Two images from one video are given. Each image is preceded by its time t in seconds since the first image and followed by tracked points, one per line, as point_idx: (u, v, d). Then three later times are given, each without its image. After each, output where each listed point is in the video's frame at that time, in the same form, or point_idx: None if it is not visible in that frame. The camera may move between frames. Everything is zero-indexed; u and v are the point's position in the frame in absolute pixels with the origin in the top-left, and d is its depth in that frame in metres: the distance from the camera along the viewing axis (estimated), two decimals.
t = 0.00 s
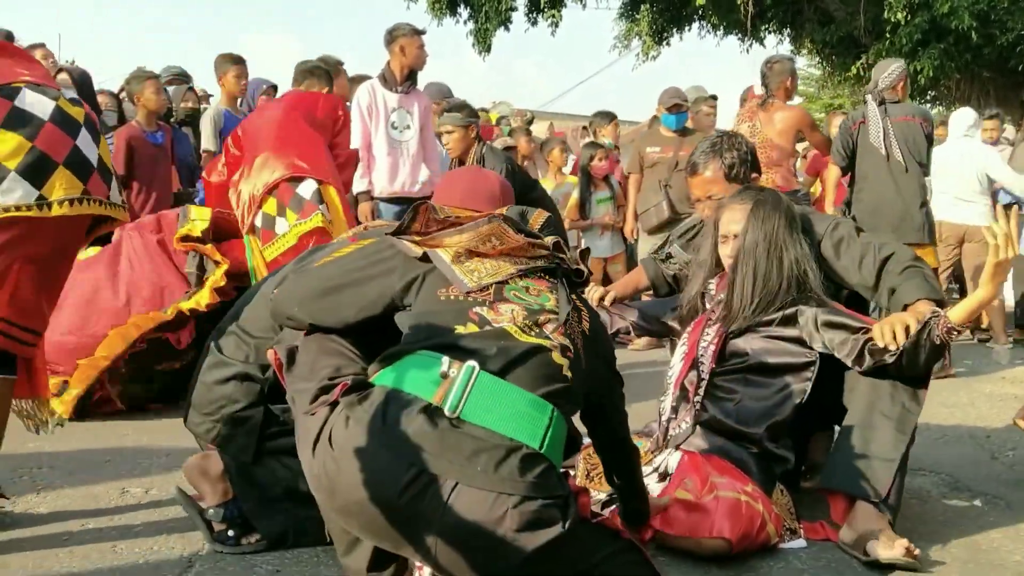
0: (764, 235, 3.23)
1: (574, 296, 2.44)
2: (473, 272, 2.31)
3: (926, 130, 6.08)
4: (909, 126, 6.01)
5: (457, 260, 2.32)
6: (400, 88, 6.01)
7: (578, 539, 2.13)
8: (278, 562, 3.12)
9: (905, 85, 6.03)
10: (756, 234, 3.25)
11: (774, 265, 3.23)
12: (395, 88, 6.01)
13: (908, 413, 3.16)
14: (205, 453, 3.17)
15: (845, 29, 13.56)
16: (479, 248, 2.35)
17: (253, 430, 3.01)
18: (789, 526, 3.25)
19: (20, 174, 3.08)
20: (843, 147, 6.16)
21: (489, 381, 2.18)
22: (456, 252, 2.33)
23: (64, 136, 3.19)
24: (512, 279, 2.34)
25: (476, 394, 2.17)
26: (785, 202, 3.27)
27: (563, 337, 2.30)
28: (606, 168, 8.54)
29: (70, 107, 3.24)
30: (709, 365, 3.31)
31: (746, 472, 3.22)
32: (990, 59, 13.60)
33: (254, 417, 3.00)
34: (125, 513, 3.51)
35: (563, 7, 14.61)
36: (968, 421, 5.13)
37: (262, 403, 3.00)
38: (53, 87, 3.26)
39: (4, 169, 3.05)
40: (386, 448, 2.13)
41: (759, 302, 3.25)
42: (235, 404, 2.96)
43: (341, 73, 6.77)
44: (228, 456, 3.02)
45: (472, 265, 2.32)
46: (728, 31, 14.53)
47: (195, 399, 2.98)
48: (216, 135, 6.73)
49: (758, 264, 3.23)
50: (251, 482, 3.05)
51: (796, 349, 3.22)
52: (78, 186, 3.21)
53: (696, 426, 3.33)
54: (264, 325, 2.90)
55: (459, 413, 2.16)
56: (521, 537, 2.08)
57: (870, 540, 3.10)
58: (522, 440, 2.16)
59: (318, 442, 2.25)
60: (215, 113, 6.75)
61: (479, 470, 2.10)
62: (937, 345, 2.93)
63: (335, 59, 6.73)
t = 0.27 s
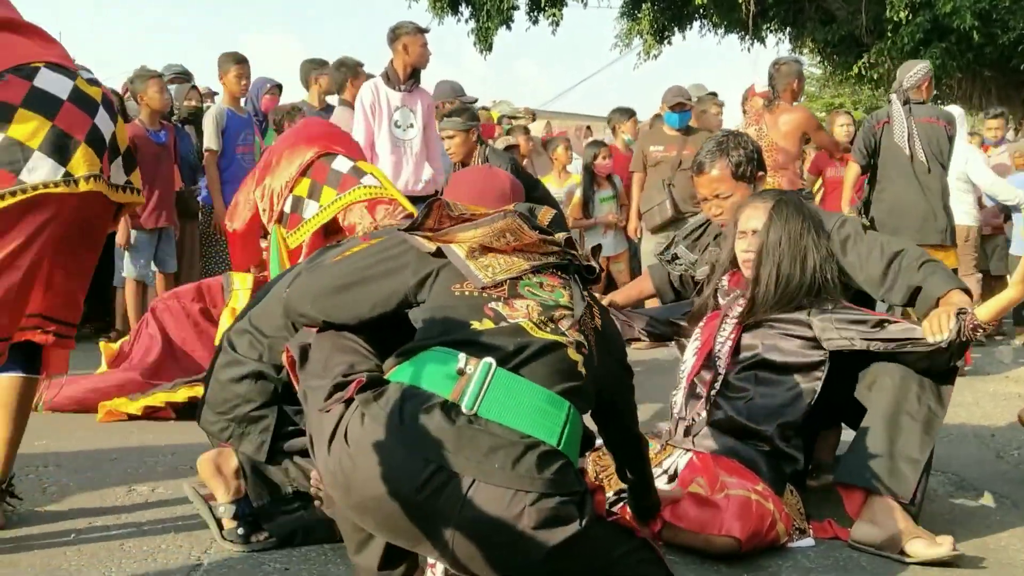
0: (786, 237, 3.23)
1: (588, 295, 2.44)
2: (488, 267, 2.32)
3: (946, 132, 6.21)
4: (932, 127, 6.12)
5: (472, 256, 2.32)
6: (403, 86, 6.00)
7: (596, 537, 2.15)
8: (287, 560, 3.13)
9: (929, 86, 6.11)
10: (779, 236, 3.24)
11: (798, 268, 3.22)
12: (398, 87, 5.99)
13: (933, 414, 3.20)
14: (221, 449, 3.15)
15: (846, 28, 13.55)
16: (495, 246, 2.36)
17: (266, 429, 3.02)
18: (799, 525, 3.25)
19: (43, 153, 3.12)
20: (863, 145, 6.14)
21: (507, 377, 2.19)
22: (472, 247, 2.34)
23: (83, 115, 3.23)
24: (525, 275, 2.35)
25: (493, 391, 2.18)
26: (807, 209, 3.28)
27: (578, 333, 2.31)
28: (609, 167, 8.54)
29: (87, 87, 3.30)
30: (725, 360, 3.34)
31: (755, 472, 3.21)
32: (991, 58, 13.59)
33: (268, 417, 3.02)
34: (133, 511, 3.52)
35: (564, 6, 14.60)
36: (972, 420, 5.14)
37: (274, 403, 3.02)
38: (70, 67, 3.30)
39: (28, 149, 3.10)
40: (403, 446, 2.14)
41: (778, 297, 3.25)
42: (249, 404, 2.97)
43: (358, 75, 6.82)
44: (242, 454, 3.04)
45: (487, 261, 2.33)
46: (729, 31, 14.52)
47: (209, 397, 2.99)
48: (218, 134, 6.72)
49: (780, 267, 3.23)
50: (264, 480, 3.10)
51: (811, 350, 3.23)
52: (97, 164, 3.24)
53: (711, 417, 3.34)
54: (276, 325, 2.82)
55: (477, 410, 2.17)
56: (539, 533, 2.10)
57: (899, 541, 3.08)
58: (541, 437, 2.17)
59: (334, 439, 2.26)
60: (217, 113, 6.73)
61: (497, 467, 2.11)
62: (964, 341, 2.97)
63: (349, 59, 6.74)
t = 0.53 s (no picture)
0: (793, 230, 3.22)
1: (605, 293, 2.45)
2: (505, 266, 2.32)
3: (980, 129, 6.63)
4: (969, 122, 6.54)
5: (489, 256, 2.32)
6: (405, 83, 5.98)
7: (609, 538, 2.18)
8: (296, 557, 3.13)
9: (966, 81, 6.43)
10: (787, 230, 3.23)
11: (806, 262, 3.22)
12: (399, 84, 5.97)
13: (942, 410, 3.20)
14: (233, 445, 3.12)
15: (846, 24, 13.54)
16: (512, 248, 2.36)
17: (277, 425, 3.16)
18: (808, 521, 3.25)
19: (47, 157, 3.06)
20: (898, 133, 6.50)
21: (520, 376, 2.20)
22: (488, 246, 2.34)
23: (89, 118, 3.20)
24: (542, 274, 2.35)
25: (507, 390, 2.19)
26: (812, 201, 3.28)
27: (594, 333, 2.32)
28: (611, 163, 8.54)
29: (92, 90, 3.26)
30: (734, 351, 3.34)
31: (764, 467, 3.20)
32: (991, 54, 13.58)
33: (279, 413, 3.16)
34: (141, 508, 3.52)
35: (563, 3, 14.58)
36: (976, 415, 5.14)
37: (286, 399, 3.16)
38: (75, 71, 3.27)
39: (30, 152, 3.03)
40: (417, 443, 2.16)
41: (787, 293, 3.26)
42: (261, 400, 3.13)
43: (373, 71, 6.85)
44: (253, 449, 3.14)
45: (504, 260, 2.33)
46: (728, 27, 14.51)
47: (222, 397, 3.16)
48: (220, 131, 6.72)
49: (788, 259, 3.23)
50: (276, 476, 3.13)
51: (821, 345, 3.23)
52: (102, 168, 3.19)
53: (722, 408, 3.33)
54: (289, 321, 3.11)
55: (490, 408, 2.18)
56: (552, 532, 2.13)
57: (910, 537, 3.11)
58: (555, 435, 2.18)
59: (348, 436, 2.28)
60: (219, 110, 6.72)
61: (510, 467, 2.13)
62: (972, 335, 3.01)
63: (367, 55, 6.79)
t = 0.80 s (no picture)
0: (792, 233, 3.23)
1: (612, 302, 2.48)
2: (514, 271, 2.36)
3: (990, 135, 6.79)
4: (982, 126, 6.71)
5: (499, 261, 2.36)
6: (406, 87, 6.00)
7: (612, 537, 2.19)
8: (297, 562, 3.13)
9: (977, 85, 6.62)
10: (785, 233, 3.24)
11: (805, 267, 3.23)
12: (400, 88, 5.99)
13: (943, 415, 3.20)
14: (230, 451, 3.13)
15: (843, 28, 13.56)
16: (520, 254, 2.39)
17: (276, 430, 3.17)
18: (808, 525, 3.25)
19: (55, 145, 3.12)
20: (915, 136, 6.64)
21: (528, 372, 2.21)
22: (498, 252, 2.37)
23: (93, 107, 3.24)
24: (550, 280, 2.38)
25: (516, 385, 2.19)
26: (811, 204, 3.29)
27: (602, 338, 2.35)
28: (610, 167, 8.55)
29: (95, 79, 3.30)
30: (733, 360, 3.34)
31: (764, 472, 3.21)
32: (988, 59, 13.60)
33: (277, 418, 3.17)
34: (141, 514, 3.52)
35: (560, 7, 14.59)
36: (975, 419, 5.15)
37: (284, 405, 3.17)
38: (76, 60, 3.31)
39: (39, 142, 3.10)
40: (426, 436, 2.16)
41: (786, 299, 3.26)
42: (259, 405, 3.14)
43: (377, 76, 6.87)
44: (252, 454, 3.16)
45: (513, 266, 2.36)
46: (725, 32, 14.53)
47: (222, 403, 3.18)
48: (217, 136, 6.72)
49: (787, 264, 3.23)
50: (276, 481, 3.15)
51: (821, 351, 3.23)
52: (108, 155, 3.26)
53: (722, 415, 3.34)
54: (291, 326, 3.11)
55: (500, 403, 2.18)
56: (556, 528, 2.12)
57: (910, 542, 3.10)
58: (562, 432, 2.18)
59: (356, 428, 2.28)
60: (217, 115, 6.72)
61: (518, 460, 2.13)
62: (973, 348, 3.02)
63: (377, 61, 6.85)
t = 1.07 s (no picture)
0: (789, 235, 3.24)
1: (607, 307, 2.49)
2: (515, 273, 2.36)
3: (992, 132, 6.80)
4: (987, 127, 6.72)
5: (499, 264, 2.35)
6: (403, 86, 5.99)
7: (609, 538, 2.20)
8: (293, 563, 3.13)
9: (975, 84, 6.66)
10: (783, 234, 3.25)
11: (803, 269, 3.24)
12: (398, 87, 5.98)
13: (940, 415, 3.21)
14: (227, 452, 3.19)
15: (841, 26, 13.56)
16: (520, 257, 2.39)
17: (271, 433, 3.17)
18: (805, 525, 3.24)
19: (65, 169, 3.14)
20: (918, 136, 6.63)
21: (527, 371, 2.21)
22: (498, 254, 2.37)
23: (103, 131, 3.26)
24: (549, 283, 2.39)
25: (515, 385, 2.19)
26: (809, 205, 3.29)
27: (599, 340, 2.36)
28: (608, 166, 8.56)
29: (104, 102, 3.31)
30: (728, 364, 3.34)
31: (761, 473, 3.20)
32: (986, 56, 13.60)
33: (273, 420, 3.16)
34: (138, 516, 3.52)
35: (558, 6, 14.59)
36: (973, 418, 5.15)
37: (280, 407, 3.16)
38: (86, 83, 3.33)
39: (49, 164, 3.11)
40: (425, 433, 2.17)
41: (784, 301, 3.26)
42: (254, 408, 3.13)
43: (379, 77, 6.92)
44: (248, 456, 3.15)
45: (513, 268, 2.36)
46: (723, 30, 14.53)
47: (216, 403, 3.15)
48: (212, 137, 6.73)
49: (785, 266, 3.24)
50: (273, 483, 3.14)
51: (821, 351, 3.24)
52: (118, 178, 3.29)
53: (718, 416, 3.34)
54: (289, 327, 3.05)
55: (499, 403, 2.18)
56: (553, 527, 2.13)
57: (906, 543, 3.10)
58: (561, 432, 2.19)
59: (354, 426, 2.28)
60: (211, 118, 6.73)
61: (516, 458, 2.14)
62: (970, 348, 3.05)
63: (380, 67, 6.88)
